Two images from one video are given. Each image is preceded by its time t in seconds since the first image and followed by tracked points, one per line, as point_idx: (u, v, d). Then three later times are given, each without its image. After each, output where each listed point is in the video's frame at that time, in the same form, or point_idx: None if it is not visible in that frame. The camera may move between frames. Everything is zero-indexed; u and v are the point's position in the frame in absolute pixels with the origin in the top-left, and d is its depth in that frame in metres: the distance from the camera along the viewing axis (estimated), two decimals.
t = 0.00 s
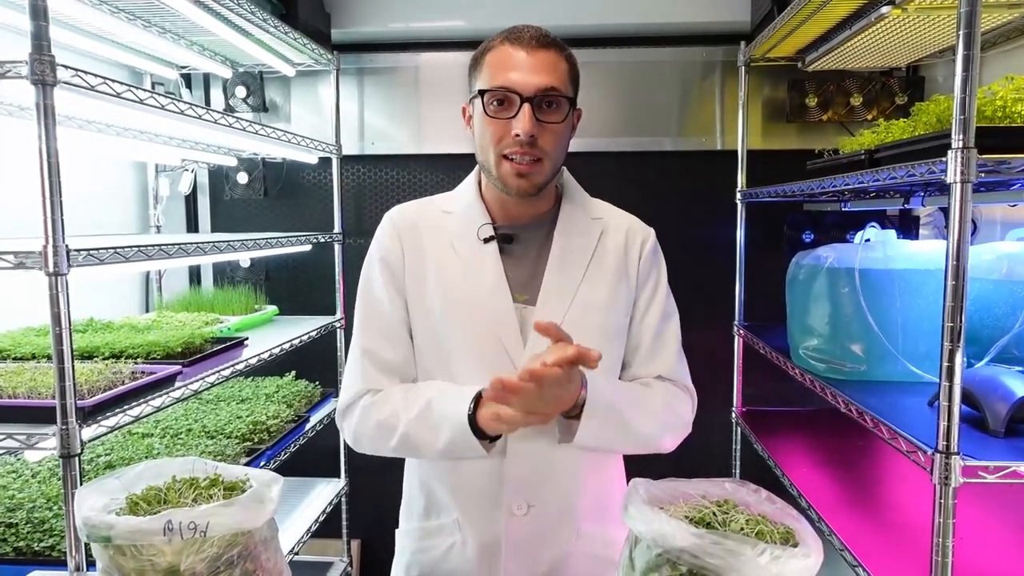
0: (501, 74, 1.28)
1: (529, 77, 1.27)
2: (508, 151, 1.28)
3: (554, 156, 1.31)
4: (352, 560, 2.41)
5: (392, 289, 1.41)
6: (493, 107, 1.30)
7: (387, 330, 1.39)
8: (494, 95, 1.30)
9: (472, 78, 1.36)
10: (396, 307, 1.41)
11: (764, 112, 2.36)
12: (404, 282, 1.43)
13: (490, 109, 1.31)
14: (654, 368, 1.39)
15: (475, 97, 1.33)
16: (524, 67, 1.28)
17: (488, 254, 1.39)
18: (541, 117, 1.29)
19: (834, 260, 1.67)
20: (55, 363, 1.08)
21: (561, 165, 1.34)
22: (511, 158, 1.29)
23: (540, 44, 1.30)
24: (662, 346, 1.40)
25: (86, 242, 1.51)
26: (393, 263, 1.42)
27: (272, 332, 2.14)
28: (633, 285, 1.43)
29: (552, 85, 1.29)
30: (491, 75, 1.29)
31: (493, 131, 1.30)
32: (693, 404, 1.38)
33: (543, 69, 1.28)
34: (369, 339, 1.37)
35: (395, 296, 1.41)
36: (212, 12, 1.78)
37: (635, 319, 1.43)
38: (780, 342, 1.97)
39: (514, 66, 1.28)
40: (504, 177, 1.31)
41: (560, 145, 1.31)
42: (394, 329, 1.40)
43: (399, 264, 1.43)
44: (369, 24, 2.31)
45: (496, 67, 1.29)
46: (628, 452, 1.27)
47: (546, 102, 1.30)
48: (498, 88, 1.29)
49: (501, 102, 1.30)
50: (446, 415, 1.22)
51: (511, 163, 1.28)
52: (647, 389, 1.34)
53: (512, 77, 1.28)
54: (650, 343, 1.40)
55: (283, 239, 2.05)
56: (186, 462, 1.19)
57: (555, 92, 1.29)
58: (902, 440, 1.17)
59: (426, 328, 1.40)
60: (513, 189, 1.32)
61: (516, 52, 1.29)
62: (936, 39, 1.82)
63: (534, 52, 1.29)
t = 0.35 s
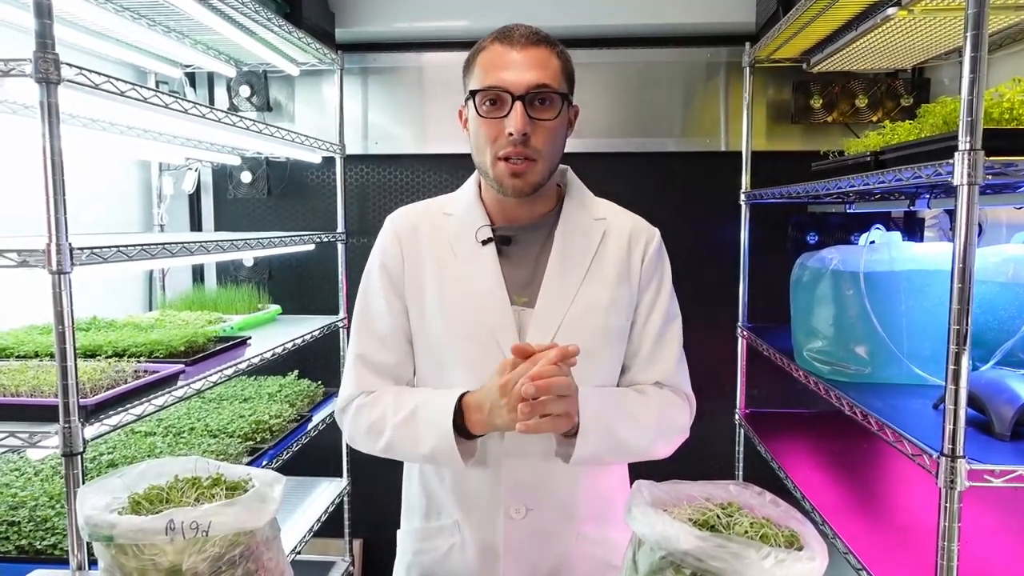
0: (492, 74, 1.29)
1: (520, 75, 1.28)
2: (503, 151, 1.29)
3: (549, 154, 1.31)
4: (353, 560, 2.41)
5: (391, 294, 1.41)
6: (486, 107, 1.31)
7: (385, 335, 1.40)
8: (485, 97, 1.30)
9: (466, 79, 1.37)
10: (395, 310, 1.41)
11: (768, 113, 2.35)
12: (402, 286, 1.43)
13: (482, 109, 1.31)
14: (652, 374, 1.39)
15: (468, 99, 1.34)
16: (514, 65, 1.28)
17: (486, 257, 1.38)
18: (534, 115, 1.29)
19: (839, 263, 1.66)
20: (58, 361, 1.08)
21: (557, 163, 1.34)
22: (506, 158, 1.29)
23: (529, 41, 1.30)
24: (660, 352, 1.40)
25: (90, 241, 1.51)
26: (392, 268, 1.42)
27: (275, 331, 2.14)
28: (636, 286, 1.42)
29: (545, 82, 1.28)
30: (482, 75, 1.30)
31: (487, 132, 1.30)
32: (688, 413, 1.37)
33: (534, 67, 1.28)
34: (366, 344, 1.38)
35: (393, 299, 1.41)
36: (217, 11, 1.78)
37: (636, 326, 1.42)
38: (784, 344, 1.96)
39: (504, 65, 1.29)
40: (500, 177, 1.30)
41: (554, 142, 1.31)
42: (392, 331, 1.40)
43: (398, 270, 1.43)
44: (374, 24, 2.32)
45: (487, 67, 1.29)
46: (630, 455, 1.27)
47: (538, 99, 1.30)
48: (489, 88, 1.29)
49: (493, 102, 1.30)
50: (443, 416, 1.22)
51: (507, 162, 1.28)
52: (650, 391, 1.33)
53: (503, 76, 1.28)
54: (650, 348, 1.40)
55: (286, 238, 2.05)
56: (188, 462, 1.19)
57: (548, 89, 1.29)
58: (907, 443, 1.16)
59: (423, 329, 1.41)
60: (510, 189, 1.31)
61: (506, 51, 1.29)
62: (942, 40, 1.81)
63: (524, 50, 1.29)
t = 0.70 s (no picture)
0: (491, 67, 1.29)
1: (518, 67, 1.28)
2: (503, 143, 1.27)
3: (549, 145, 1.29)
4: (358, 558, 2.41)
5: (391, 297, 1.45)
6: (485, 101, 1.31)
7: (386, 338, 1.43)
8: (484, 89, 1.30)
9: (467, 76, 1.37)
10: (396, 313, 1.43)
11: (774, 110, 2.34)
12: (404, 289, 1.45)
13: (482, 103, 1.31)
14: (669, 376, 1.37)
15: (468, 94, 1.34)
16: (514, 58, 1.29)
17: (487, 254, 1.37)
18: (533, 106, 1.28)
19: (846, 260, 1.65)
20: (62, 361, 1.08)
21: (558, 155, 1.32)
22: (506, 149, 1.28)
23: (527, 35, 1.31)
24: (675, 353, 1.39)
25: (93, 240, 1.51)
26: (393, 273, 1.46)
27: (280, 330, 2.14)
28: (641, 284, 1.41)
29: (543, 73, 1.29)
30: (481, 69, 1.30)
31: (486, 126, 1.30)
32: (704, 410, 1.37)
33: (533, 59, 1.29)
34: (366, 349, 1.42)
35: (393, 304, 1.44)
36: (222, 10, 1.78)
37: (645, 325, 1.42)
38: (790, 342, 1.95)
39: (504, 58, 1.29)
40: (501, 170, 1.29)
41: (555, 135, 1.30)
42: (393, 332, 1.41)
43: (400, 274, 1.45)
44: (378, 21, 2.31)
45: (486, 61, 1.30)
46: (635, 454, 1.26)
47: (537, 91, 1.29)
48: (488, 81, 1.29)
49: (492, 95, 1.30)
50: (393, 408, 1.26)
51: (506, 154, 1.27)
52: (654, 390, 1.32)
53: (502, 69, 1.28)
54: (664, 350, 1.38)
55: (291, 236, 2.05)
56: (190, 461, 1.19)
57: (546, 80, 1.29)
58: (915, 441, 1.15)
59: (425, 328, 1.41)
60: (511, 182, 1.30)
61: (505, 44, 1.30)
62: (950, 35, 1.79)
63: (521, 43, 1.30)
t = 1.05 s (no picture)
0: (501, 72, 1.29)
1: (528, 74, 1.28)
2: (509, 146, 1.27)
3: (555, 150, 1.29)
4: (360, 565, 2.40)
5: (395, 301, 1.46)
6: (495, 106, 1.30)
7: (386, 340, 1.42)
8: (494, 94, 1.30)
9: (476, 82, 1.37)
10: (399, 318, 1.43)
11: (779, 118, 2.34)
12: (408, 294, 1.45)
13: (491, 108, 1.31)
14: (667, 383, 1.37)
15: (477, 99, 1.34)
16: (523, 64, 1.29)
17: (490, 260, 1.37)
18: (540, 112, 1.28)
19: (851, 267, 1.64)
20: (65, 366, 1.08)
21: (564, 161, 1.32)
22: (513, 153, 1.28)
23: (538, 43, 1.32)
24: (677, 361, 1.38)
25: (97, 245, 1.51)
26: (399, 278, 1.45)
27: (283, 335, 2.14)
28: (645, 291, 1.41)
29: (552, 80, 1.29)
30: (490, 75, 1.31)
31: (493, 129, 1.29)
32: (703, 419, 1.36)
33: (542, 65, 1.29)
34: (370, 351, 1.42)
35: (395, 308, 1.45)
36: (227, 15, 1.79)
37: (648, 329, 1.41)
38: (795, 350, 1.94)
39: (514, 65, 1.29)
40: (507, 173, 1.29)
41: (561, 140, 1.29)
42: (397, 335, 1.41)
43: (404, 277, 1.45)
44: (384, 27, 2.32)
45: (496, 67, 1.30)
46: (637, 462, 1.25)
47: (545, 97, 1.29)
48: (497, 86, 1.29)
49: (501, 100, 1.30)
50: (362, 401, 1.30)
51: (513, 156, 1.27)
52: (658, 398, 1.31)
53: (512, 75, 1.28)
54: (663, 355, 1.38)
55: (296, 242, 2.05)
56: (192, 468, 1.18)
57: (555, 86, 1.29)
58: (922, 451, 1.14)
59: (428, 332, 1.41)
60: (517, 184, 1.30)
61: (516, 52, 1.30)
62: (957, 44, 1.79)
63: (532, 50, 1.30)
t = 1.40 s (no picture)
0: (505, 75, 1.29)
1: (532, 78, 1.27)
2: (513, 150, 1.28)
3: (559, 153, 1.29)
4: (364, 561, 2.40)
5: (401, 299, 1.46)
6: (498, 109, 1.30)
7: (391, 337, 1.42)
8: (498, 98, 1.30)
9: (480, 82, 1.37)
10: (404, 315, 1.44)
11: (786, 116, 2.33)
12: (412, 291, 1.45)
13: (495, 111, 1.30)
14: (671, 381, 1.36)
15: (481, 101, 1.34)
16: (528, 68, 1.28)
17: (494, 257, 1.37)
18: (544, 116, 1.28)
19: (858, 266, 1.63)
20: (71, 362, 1.09)
21: (568, 163, 1.32)
22: (517, 157, 1.28)
23: (542, 44, 1.31)
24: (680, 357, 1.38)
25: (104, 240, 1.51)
26: (402, 272, 1.44)
27: (289, 331, 2.14)
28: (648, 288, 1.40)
29: (556, 84, 1.28)
30: (494, 78, 1.30)
31: (498, 134, 1.29)
32: (697, 409, 1.34)
33: (546, 70, 1.28)
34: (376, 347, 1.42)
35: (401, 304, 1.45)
36: (233, 12, 1.79)
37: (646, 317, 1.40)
38: (801, 348, 1.93)
39: (518, 69, 1.28)
40: (512, 177, 1.30)
41: (565, 143, 1.29)
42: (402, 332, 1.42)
43: (409, 271, 1.44)
44: (391, 24, 2.32)
45: (500, 71, 1.29)
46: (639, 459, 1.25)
47: (549, 100, 1.28)
48: (501, 90, 1.29)
49: (505, 104, 1.30)
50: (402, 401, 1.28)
51: (518, 162, 1.27)
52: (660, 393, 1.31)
53: (516, 79, 1.28)
54: (667, 352, 1.37)
55: (301, 238, 2.05)
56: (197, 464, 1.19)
57: (560, 91, 1.28)
58: (927, 451, 1.13)
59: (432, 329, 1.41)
60: (523, 189, 1.31)
61: (520, 55, 1.30)
62: (967, 42, 1.77)
63: (536, 53, 1.30)
